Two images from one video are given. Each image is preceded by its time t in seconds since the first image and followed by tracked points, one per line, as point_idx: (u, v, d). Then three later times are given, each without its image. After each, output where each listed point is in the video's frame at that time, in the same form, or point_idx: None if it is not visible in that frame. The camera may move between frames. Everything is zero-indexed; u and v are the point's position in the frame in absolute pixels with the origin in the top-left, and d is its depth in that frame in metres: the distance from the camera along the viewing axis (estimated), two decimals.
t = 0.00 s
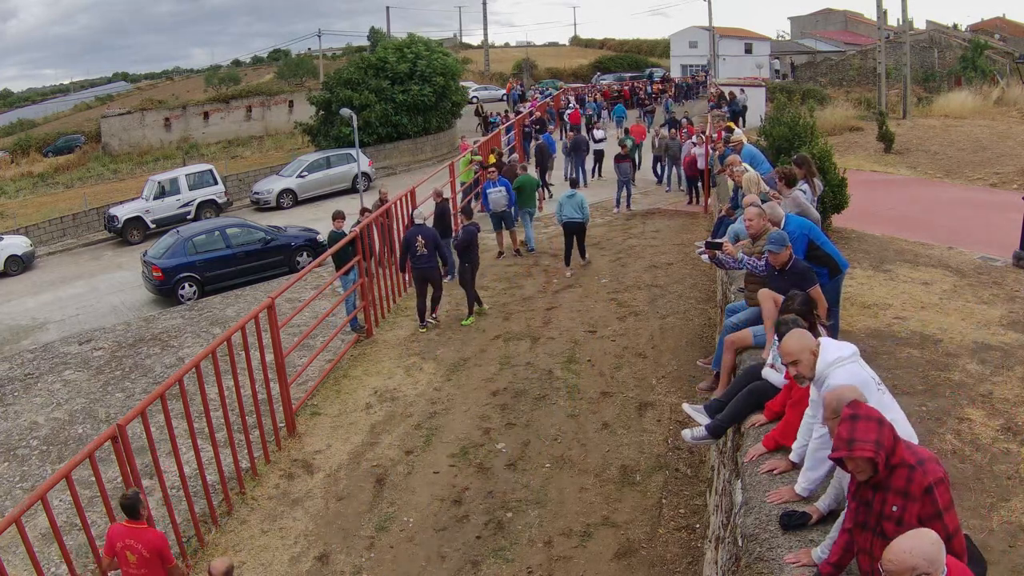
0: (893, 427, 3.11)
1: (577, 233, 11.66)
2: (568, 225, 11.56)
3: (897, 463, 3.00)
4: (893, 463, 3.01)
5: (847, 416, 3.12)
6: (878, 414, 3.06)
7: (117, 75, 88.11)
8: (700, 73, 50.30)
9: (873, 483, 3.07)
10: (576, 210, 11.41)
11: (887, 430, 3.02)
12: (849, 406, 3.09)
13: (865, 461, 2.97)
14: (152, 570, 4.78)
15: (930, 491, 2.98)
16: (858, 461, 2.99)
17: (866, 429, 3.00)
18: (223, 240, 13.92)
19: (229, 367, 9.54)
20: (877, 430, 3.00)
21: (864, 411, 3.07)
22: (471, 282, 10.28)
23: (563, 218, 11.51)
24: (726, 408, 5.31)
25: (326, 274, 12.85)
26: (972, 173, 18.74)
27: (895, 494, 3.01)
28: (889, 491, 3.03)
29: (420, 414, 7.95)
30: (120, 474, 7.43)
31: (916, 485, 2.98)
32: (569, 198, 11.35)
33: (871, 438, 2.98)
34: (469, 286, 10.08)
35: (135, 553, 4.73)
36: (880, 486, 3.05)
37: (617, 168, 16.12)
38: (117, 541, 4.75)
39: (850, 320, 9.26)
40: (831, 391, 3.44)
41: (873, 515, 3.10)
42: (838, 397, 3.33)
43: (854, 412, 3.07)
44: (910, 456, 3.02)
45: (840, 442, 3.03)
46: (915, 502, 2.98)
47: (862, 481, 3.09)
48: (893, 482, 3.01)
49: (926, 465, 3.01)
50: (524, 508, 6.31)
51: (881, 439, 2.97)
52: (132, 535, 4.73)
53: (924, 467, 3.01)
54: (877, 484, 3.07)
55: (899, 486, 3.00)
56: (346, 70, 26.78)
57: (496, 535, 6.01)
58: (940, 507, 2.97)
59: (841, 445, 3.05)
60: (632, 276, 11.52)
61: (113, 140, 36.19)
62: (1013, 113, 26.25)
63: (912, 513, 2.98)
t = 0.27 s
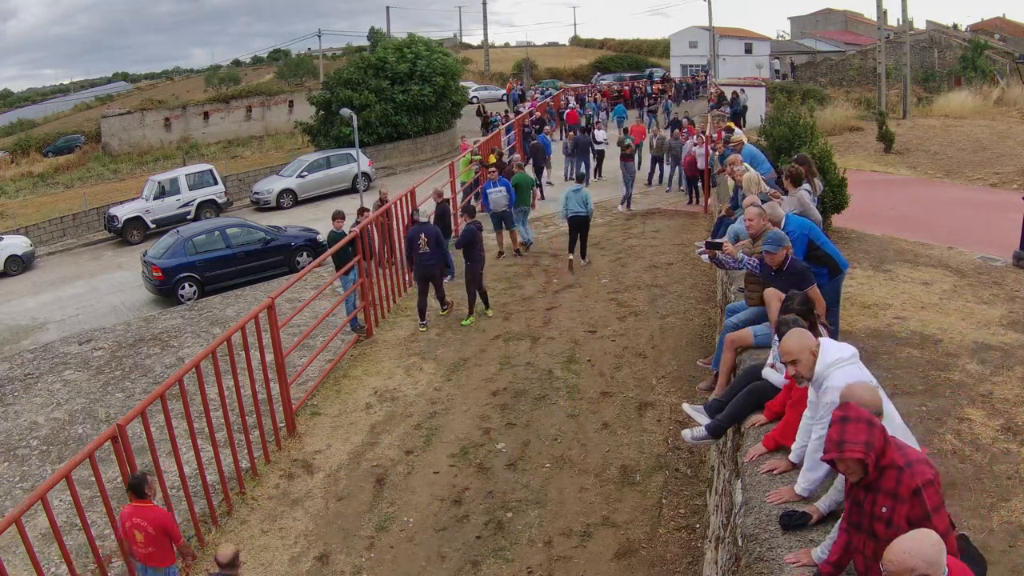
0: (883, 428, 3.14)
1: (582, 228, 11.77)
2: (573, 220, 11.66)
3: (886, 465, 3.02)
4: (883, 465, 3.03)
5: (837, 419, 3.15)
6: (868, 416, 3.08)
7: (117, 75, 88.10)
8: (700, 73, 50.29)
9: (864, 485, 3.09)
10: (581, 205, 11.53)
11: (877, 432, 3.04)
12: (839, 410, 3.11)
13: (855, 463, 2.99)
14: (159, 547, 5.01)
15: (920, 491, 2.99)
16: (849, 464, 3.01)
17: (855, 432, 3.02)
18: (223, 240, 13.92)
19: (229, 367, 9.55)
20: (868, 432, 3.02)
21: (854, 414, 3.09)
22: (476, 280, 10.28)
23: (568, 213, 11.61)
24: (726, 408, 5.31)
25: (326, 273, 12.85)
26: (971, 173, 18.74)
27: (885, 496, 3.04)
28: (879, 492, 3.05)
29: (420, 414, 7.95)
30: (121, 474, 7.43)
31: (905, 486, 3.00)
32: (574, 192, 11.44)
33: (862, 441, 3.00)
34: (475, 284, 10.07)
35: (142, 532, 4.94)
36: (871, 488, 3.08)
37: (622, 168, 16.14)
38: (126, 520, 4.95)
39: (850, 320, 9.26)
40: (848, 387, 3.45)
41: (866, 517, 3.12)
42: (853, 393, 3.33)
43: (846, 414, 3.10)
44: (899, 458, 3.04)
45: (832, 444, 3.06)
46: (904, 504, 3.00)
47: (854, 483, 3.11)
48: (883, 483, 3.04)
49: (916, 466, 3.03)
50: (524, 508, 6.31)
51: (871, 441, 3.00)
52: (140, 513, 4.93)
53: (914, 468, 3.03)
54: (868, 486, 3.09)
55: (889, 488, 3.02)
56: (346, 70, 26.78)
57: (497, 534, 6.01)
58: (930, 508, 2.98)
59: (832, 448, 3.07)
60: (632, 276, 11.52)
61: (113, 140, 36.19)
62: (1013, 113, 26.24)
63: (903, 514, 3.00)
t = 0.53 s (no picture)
0: (883, 428, 3.12)
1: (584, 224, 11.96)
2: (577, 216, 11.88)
3: (885, 465, 3.01)
4: (881, 465, 3.02)
5: (836, 418, 3.12)
6: (868, 417, 3.06)
7: (117, 75, 88.10)
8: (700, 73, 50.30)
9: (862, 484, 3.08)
10: (585, 202, 11.74)
11: (876, 432, 3.02)
12: (839, 409, 3.10)
13: (854, 463, 2.98)
14: (164, 525, 5.10)
15: (920, 492, 2.98)
16: (847, 464, 3.00)
17: (853, 432, 3.01)
18: (223, 240, 13.92)
19: (229, 367, 9.55)
20: (867, 433, 3.01)
21: (853, 414, 3.07)
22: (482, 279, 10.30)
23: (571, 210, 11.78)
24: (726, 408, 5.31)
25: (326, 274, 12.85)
26: (972, 173, 18.73)
27: (883, 497, 3.03)
28: (878, 492, 3.04)
29: (420, 414, 7.95)
30: (121, 474, 7.43)
31: (902, 487, 2.99)
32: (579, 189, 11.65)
33: (860, 441, 2.98)
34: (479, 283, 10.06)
35: (146, 509, 5.03)
36: (870, 488, 3.07)
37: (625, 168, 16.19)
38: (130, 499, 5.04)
39: (850, 320, 9.26)
40: (855, 387, 3.44)
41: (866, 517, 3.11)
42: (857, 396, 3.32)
43: (845, 413, 3.08)
44: (897, 458, 3.02)
45: (831, 444, 3.04)
46: (902, 504, 2.99)
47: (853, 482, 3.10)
48: (882, 483, 3.03)
49: (916, 466, 3.01)
50: (524, 508, 6.31)
51: (870, 442, 2.98)
52: (142, 491, 5.01)
53: (912, 469, 3.01)
54: (867, 485, 3.08)
55: (887, 488, 3.02)
56: (345, 70, 26.77)
57: (496, 534, 6.01)
58: (929, 509, 2.97)
59: (830, 447, 3.06)
60: (632, 276, 11.52)
61: (113, 140, 36.19)
62: (1013, 113, 26.23)
63: (902, 515, 2.99)
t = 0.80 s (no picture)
0: (889, 430, 3.10)
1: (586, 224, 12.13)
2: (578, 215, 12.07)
3: (892, 467, 3.00)
4: (888, 468, 3.01)
5: (843, 419, 3.10)
6: (874, 419, 3.04)
7: (118, 75, 88.08)
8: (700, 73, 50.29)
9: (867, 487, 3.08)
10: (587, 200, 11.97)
11: (884, 434, 3.00)
12: (844, 412, 3.08)
13: (862, 466, 2.97)
14: (174, 513, 5.24)
15: (927, 493, 2.98)
16: (855, 466, 2.98)
17: (861, 434, 2.98)
18: (223, 240, 13.92)
19: (229, 367, 9.55)
20: (875, 435, 2.99)
21: (860, 415, 3.04)
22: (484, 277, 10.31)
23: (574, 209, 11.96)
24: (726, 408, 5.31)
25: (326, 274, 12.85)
26: (972, 173, 18.73)
27: (891, 498, 3.03)
28: (885, 494, 3.04)
29: (420, 414, 7.95)
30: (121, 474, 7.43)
31: (911, 488, 2.99)
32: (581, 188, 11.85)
33: (867, 444, 2.97)
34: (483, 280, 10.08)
35: (157, 497, 5.19)
36: (877, 489, 3.06)
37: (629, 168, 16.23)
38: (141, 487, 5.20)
39: (850, 320, 9.26)
40: (856, 387, 3.43)
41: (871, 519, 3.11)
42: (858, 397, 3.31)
43: (853, 415, 3.05)
44: (905, 460, 3.02)
45: (837, 446, 3.02)
46: (911, 506, 2.99)
47: (859, 484, 3.09)
48: (890, 485, 3.02)
49: (923, 468, 3.01)
50: (524, 508, 6.31)
51: (877, 444, 2.97)
52: (153, 479, 5.16)
53: (921, 470, 3.02)
54: (874, 487, 3.07)
55: (895, 489, 3.01)
56: (345, 70, 26.78)
57: (496, 535, 6.01)
58: (937, 510, 2.98)
59: (838, 449, 3.04)
60: (633, 276, 11.52)
61: (113, 140, 36.19)
62: (1013, 113, 26.22)
63: (909, 516, 2.99)
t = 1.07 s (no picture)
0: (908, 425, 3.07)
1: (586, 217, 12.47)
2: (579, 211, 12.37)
3: (915, 463, 2.96)
4: (910, 464, 2.96)
5: (864, 415, 3.04)
6: (894, 415, 3.00)
7: (118, 75, 88.10)
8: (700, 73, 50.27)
9: (887, 484, 3.02)
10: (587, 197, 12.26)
11: (904, 430, 2.96)
12: (867, 408, 3.02)
13: (884, 462, 2.91)
14: (196, 499, 5.18)
15: (948, 487, 2.95)
16: (876, 462, 2.93)
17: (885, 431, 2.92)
18: (223, 240, 13.92)
19: (229, 367, 9.55)
20: (897, 432, 2.94)
21: (882, 411, 2.99)
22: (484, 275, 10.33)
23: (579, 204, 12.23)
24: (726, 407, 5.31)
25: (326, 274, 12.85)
26: (972, 173, 18.72)
27: (913, 493, 2.98)
28: (906, 491, 2.99)
29: (420, 414, 7.95)
30: (121, 474, 7.43)
31: (935, 483, 2.94)
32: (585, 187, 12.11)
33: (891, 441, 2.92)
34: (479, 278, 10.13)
35: (180, 482, 5.14)
36: (896, 488, 3.01)
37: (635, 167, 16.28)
38: (166, 471, 5.15)
39: (850, 320, 9.26)
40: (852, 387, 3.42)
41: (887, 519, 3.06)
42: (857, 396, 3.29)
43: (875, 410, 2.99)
44: (926, 455, 2.97)
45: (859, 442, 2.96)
46: (935, 500, 2.95)
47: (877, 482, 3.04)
48: (911, 481, 2.97)
49: (944, 461, 2.98)
50: (524, 508, 6.31)
51: (899, 441, 2.92)
52: (179, 464, 5.13)
53: (942, 464, 2.98)
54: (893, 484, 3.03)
55: (918, 485, 2.96)
56: (346, 71, 26.78)
57: (496, 535, 6.01)
58: (957, 504, 2.97)
59: (858, 445, 2.97)
60: (633, 276, 11.52)
61: (113, 140, 36.19)
62: (1013, 113, 26.21)
63: (932, 512, 2.94)
